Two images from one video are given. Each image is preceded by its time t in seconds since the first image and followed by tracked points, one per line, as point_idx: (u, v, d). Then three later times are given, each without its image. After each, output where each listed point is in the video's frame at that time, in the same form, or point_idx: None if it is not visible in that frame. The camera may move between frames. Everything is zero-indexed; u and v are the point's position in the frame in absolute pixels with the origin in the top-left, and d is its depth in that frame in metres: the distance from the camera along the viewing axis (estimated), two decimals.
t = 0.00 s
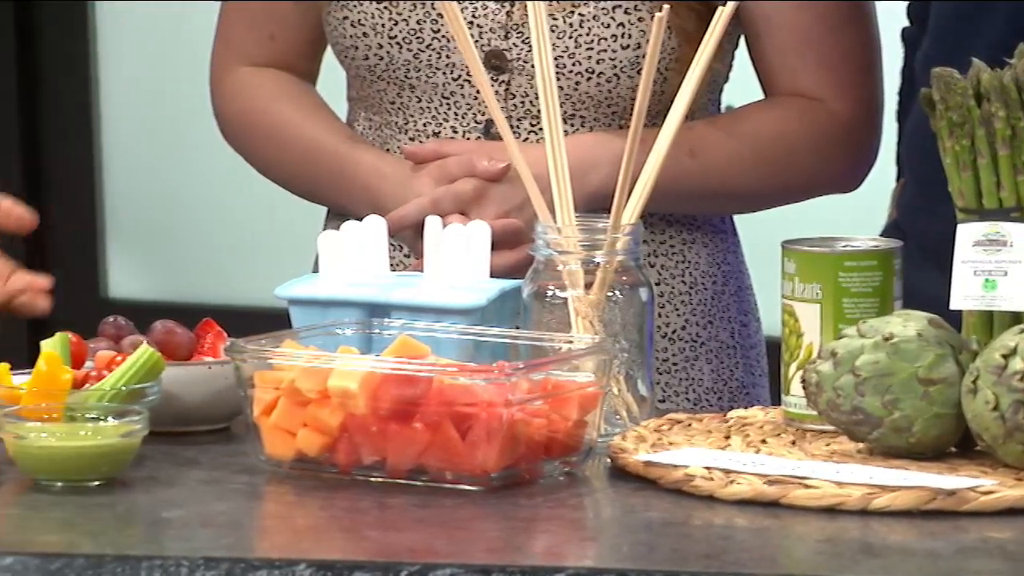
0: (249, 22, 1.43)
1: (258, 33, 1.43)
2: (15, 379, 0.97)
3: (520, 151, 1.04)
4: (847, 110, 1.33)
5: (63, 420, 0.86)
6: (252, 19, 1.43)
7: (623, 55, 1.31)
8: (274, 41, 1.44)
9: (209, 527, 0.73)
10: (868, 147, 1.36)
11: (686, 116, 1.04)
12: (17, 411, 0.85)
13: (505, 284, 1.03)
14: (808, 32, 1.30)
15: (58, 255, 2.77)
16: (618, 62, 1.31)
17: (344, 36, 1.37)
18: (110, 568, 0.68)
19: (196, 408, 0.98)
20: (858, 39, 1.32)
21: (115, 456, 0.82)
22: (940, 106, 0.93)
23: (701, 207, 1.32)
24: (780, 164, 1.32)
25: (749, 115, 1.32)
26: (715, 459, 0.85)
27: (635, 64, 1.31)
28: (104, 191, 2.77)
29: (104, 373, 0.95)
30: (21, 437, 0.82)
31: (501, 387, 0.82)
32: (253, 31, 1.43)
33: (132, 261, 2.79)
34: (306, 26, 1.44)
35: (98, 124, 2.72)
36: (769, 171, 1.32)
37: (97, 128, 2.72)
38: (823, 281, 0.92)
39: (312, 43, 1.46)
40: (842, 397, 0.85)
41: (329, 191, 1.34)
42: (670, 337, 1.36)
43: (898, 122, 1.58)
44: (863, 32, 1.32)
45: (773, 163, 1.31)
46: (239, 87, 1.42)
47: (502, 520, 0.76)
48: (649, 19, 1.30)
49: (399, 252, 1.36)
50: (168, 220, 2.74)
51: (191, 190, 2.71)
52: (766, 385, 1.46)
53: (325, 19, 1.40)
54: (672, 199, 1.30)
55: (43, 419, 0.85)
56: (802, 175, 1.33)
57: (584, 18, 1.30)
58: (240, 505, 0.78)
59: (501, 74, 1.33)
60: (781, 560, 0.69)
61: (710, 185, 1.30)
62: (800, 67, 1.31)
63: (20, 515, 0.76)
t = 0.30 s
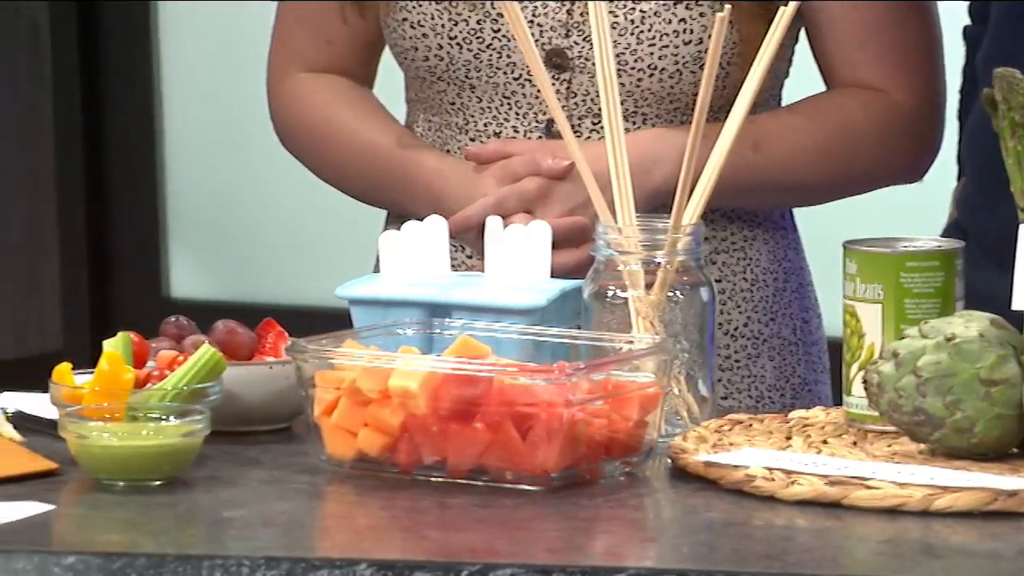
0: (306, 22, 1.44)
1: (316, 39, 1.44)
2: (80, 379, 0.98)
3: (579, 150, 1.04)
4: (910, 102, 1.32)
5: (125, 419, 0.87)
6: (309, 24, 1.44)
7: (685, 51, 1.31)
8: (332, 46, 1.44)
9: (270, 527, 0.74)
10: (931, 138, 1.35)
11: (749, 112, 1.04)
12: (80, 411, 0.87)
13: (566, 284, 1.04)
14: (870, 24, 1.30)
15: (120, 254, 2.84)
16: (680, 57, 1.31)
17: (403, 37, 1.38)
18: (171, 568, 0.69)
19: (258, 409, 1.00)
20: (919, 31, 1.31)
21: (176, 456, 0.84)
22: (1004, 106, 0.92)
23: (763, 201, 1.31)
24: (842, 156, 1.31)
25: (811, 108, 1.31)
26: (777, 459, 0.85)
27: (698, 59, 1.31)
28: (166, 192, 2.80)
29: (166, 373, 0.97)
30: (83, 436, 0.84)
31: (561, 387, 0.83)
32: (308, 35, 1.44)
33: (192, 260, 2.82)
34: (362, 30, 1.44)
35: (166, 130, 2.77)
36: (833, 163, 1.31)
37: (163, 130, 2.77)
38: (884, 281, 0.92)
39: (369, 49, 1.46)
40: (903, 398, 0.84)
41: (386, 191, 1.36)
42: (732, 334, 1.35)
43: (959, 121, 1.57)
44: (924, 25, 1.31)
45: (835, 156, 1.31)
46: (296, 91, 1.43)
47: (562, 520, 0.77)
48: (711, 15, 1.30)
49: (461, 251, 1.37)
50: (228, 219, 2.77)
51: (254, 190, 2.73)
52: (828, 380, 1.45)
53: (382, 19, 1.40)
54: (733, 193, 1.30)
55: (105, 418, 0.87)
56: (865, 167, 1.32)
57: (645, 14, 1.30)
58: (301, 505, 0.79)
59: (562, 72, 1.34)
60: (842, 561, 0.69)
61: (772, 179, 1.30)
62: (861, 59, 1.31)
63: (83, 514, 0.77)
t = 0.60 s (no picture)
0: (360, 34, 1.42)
1: (379, 53, 1.41)
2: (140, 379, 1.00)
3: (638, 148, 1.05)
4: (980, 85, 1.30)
5: (187, 419, 0.88)
6: (372, 39, 1.42)
7: (759, 41, 1.32)
8: (396, 63, 1.42)
9: (330, 527, 0.75)
10: (1000, 123, 1.33)
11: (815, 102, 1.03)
12: (142, 411, 0.88)
13: (626, 284, 1.04)
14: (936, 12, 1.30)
15: (184, 252, 2.89)
16: (753, 48, 1.32)
17: (471, 45, 1.40)
18: (232, 567, 0.69)
19: (318, 409, 1.01)
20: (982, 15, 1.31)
21: (237, 455, 0.85)
22: None
23: (831, 186, 1.31)
24: (913, 140, 1.30)
25: (882, 92, 1.30)
26: (838, 460, 0.85)
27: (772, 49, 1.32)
28: (228, 191, 2.83)
29: (227, 373, 0.98)
30: (144, 436, 0.85)
31: (621, 387, 0.83)
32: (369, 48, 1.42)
33: (255, 261, 2.85)
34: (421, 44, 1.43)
35: (226, 123, 2.79)
36: (903, 147, 1.30)
37: (224, 129, 2.80)
38: (946, 282, 0.92)
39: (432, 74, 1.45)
40: (965, 399, 0.84)
41: (451, 195, 1.37)
42: (805, 327, 1.35)
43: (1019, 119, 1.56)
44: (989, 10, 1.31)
45: (905, 140, 1.30)
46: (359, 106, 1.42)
47: (621, 521, 0.77)
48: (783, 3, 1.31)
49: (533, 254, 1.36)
50: (290, 219, 2.79)
51: (318, 190, 2.75)
52: (894, 380, 1.43)
53: (448, 35, 1.41)
54: (806, 174, 1.30)
55: (166, 418, 0.88)
56: (934, 151, 1.31)
57: (717, 6, 1.32)
58: (361, 505, 0.80)
59: (635, 70, 1.35)
60: (903, 562, 0.69)
61: (844, 159, 1.29)
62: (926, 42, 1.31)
63: (144, 514, 0.78)
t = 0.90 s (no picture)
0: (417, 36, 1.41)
1: (434, 61, 1.41)
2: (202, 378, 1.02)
3: (699, 151, 1.04)
4: None
5: (247, 418, 0.90)
6: (425, 47, 1.41)
7: (821, 40, 1.32)
8: (451, 67, 1.42)
9: (390, 527, 0.75)
10: None
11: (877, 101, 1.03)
12: (203, 411, 0.90)
13: (687, 284, 1.05)
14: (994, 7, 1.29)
15: (247, 253, 2.92)
16: (816, 46, 1.32)
17: (530, 51, 1.40)
18: (293, 566, 0.69)
19: (378, 409, 1.02)
20: None
21: (298, 456, 0.86)
22: None
23: (892, 183, 1.30)
24: (973, 134, 1.29)
25: (936, 88, 1.30)
26: (898, 460, 0.85)
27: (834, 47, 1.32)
28: (291, 192, 2.86)
29: (288, 373, 0.99)
30: (205, 435, 0.86)
31: (681, 387, 0.84)
32: (424, 61, 1.42)
33: (317, 261, 2.88)
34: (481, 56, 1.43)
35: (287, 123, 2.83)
36: (964, 141, 1.29)
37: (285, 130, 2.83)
38: (1009, 283, 0.91)
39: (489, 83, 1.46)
40: None
41: (508, 198, 1.38)
42: (868, 324, 1.35)
43: None
44: None
45: (965, 134, 1.28)
46: (416, 117, 1.43)
47: (680, 521, 0.78)
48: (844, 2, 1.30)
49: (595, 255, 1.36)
50: (351, 219, 2.82)
51: (379, 191, 2.77)
52: (956, 380, 1.42)
53: (508, 43, 1.42)
54: (866, 171, 1.29)
55: (228, 418, 0.89)
56: (995, 144, 1.29)
57: (779, 6, 1.32)
58: (422, 505, 0.81)
59: (696, 71, 1.35)
60: (965, 563, 0.69)
61: (905, 158, 1.29)
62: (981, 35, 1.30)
63: (205, 513, 0.78)
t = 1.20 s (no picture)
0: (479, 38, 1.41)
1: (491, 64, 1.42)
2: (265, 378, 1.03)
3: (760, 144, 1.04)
4: None
5: (308, 418, 0.90)
6: (483, 49, 1.42)
7: (875, 40, 1.31)
8: (508, 70, 1.42)
9: (451, 527, 0.76)
10: None
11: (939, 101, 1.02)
12: (264, 410, 0.90)
13: (748, 285, 1.04)
14: None
15: (307, 253, 2.95)
16: (871, 48, 1.32)
17: (587, 52, 1.41)
18: (354, 565, 0.69)
19: (437, 409, 1.03)
20: None
21: (359, 456, 0.87)
22: None
23: (952, 183, 1.29)
24: None
25: (998, 87, 1.28)
26: (961, 461, 0.84)
27: (889, 49, 1.31)
28: (353, 192, 2.89)
29: (348, 372, 1.00)
30: (266, 435, 0.87)
31: (743, 388, 0.83)
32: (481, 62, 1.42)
33: (379, 261, 2.90)
34: (537, 57, 1.42)
35: (347, 122, 2.86)
36: None
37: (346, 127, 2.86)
38: None
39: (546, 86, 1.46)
40: None
41: (567, 199, 1.38)
42: (926, 325, 1.33)
43: None
44: None
45: None
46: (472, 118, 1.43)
47: (742, 522, 0.77)
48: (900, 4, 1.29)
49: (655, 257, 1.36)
50: (412, 220, 2.83)
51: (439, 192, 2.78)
52: (1014, 374, 1.41)
53: (564, 43, 1.42)
54: (927, 173, 1.28)
55: (288, 418, 0.90)
56: None
57: (833, 7, 1.31)
58: (482, 505, 0.81)
59: (751, 73, 1.35)
60: None
61: (964, 159, 1.27)
62: None
63: (267, 513, 0.78)
